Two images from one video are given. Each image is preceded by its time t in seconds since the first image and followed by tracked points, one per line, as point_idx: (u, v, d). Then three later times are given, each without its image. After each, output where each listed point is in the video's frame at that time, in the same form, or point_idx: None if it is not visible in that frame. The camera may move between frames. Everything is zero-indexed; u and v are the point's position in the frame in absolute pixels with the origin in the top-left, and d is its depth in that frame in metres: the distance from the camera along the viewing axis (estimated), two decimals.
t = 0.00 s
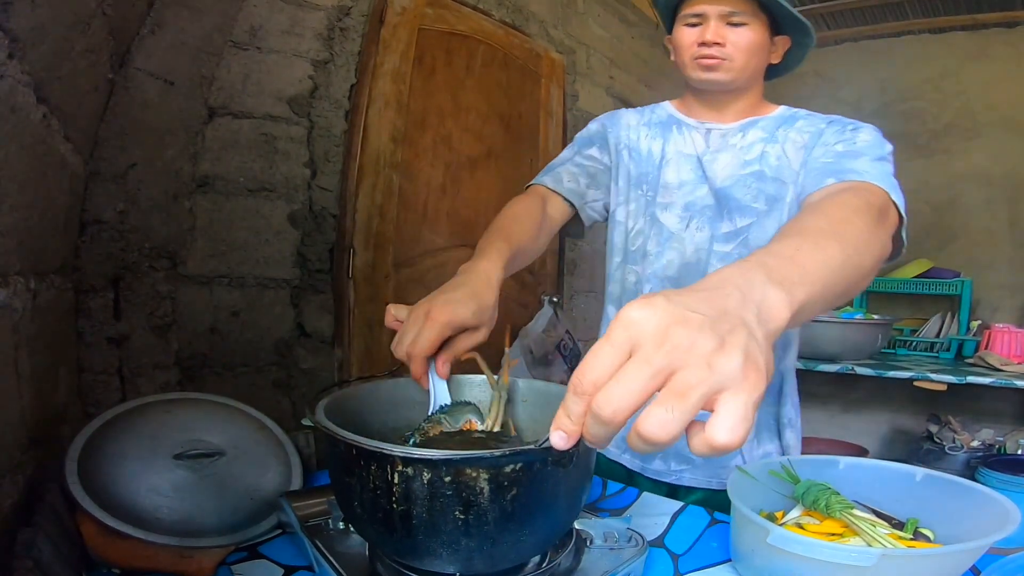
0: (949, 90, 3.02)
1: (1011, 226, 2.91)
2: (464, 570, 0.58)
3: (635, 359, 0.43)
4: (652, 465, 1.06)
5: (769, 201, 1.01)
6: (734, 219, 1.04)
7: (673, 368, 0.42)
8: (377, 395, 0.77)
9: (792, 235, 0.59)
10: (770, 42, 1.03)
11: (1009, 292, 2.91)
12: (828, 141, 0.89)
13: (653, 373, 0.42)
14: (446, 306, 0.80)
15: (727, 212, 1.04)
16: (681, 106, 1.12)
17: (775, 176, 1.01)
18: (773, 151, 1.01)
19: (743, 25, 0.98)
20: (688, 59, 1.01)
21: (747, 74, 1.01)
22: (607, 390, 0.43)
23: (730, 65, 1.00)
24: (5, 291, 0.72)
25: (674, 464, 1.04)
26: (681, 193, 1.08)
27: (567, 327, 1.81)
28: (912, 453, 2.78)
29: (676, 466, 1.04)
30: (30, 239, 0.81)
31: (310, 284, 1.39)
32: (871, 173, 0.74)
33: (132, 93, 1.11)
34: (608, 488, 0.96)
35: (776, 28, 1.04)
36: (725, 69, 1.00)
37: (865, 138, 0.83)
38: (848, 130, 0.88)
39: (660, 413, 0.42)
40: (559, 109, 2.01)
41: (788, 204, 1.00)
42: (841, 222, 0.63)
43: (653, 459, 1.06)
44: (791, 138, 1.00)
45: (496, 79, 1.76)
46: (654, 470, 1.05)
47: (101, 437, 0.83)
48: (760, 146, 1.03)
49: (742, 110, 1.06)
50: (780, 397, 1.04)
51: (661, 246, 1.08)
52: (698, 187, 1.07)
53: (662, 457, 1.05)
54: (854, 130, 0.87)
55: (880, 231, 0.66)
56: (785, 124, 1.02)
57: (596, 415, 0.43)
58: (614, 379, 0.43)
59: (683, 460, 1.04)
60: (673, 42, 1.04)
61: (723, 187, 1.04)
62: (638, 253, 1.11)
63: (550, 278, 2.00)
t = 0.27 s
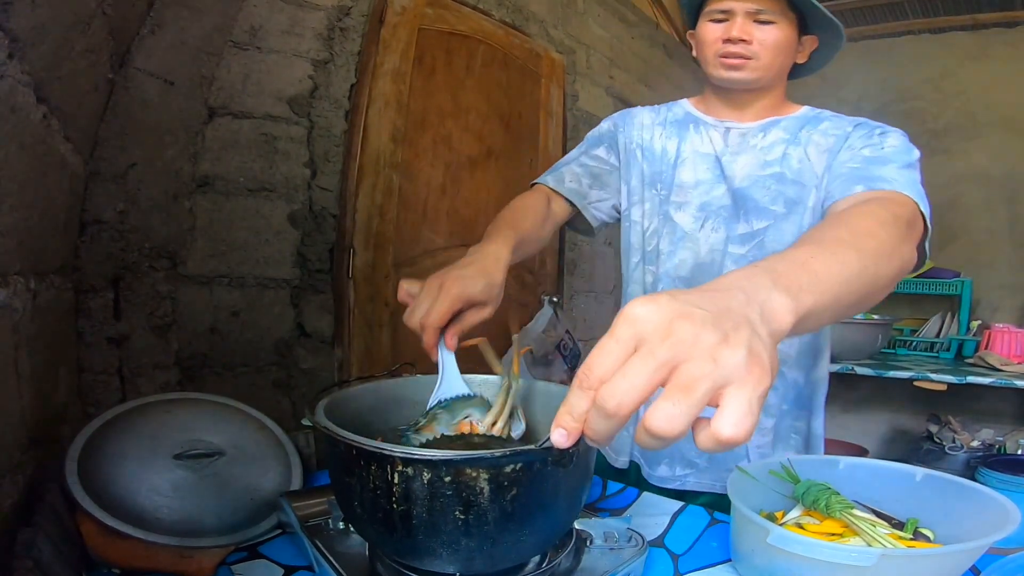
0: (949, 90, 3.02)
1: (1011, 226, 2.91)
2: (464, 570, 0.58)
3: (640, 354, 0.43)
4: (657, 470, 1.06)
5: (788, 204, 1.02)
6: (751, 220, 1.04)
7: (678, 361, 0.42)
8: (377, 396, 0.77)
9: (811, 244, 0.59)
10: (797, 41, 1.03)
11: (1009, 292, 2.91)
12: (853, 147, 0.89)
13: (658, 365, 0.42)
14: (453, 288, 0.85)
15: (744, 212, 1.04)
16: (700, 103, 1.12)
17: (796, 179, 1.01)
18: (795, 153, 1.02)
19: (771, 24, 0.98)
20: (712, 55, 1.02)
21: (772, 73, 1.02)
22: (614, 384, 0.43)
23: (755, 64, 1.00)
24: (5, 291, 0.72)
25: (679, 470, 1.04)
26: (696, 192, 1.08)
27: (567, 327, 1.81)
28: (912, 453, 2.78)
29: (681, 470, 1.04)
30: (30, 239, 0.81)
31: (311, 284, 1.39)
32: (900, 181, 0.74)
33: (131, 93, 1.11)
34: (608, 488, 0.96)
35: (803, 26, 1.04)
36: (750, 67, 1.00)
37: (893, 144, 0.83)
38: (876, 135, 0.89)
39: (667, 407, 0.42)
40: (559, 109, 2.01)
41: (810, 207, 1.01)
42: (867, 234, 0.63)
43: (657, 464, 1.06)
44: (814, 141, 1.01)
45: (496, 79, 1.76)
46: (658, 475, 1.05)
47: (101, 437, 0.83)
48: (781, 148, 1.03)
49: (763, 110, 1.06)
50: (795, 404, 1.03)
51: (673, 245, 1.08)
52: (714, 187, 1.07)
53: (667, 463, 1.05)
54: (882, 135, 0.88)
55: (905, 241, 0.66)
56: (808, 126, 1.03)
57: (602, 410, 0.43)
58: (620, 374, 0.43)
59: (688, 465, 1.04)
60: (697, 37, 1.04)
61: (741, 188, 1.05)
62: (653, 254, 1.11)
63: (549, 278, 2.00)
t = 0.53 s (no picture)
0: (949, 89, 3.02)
1: (1011, 226, 2.91)
2: (464, 570, 0.58)
3: (678, 331, 0.42)
4: (658, 469, 1.07)
5: (796, 206, 1.02)
6: (759, 222, 1.04)
7: (714, 347, 0.42)
8: (377, 395, 0.77)
9: (819, 255, 0.59)
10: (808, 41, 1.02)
11: (1009, 292, 2.91)
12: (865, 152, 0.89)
13: (697, 348, 0.42)
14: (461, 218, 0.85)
15: (751, 214, 1.04)
16: (704, 103, 1.12)
17: (805, 182, 1.01)
18: (805, 156, 1.02)
19: (785, 24, 0.97)
20: (724, 53, 1.01)
21: (783, 73, 1.01)
22: (648, 355, 0.42)
23: (767, 64, 1.00)
24: (5, 290, 0.72)
25: (680, 469, 1.04)
26: (702, 193, 1.07)
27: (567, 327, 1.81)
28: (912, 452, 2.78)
29: (682, 470, 1.04)
30: (30, 238, 0.81)
31: (310, 284, 1.39)
32: (909, 196, 0.74)
33: (131, 92, 1.11)
34: (608, 487, 0.96)
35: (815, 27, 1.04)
36: (761, 67, 1.00)
37: (907, 153, 0.83)
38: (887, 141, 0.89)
39: (701, 393, 0.41)
40: (559, 108, 2.01)
41: (817, 211, 1.00)
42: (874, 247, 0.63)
43: (658, 463, 1.06)
44: (825, 143, 1.00)
45: (496, 78, 1.76)
46: (659, 475, 1.05)
47: (101, 436, 0.83)
48: (792, 150, 1.03)
49: (770, 111, 1.06)
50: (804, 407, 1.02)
51: (678, 246, 1.08)
52: (721, 187, 1.06)
53: (669, 462, 1.05)
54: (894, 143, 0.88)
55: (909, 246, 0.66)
56: (819, 128, 1.02)
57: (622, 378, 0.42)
58: (654, 346, 0.42)
59: (689, 464, 1.05)
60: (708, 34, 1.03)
61: (749, 189, 1.05)
62: (656, 253, 1.11)
63: (549, 277, 2.00)
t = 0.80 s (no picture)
0: (949, 91, 3.02)
1: (1011, 227, 2.91)
2: (464, 571, 0.58)
3: (682, 348, 0.42)
4: (659, 469, 1.07)
5: (785, 213, 1.05)
6: (750, 230, 1.06)
7: (717, 368, 0.42)
8: (377, 396, 0.77)
9: (801, 257, 0.60)
10: (801, 50, 1.06)
11: (1010, 293, 2.91)
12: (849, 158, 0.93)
13: (700, 368, 0.42)
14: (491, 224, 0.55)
15: (742, 222, 1.06)
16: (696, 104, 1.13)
17: (792, 188, 1.04)
18: (791, 161, 1.05)
19: (779, 32, 1.00)
20: (717, 56, 1.04)
21: (773, 80, 1.05)
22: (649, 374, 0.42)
23: (759, 69, 1.02)
24: (5, 291, 0.72)
25: (680, 468, 1.05)
26: (694, 201, 1.09)
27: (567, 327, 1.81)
28: (912, 454, 2.78)
29: (682, 470, 1.05)
30: (30, 239, 0.81)
31: (310, 284, 1.39)
32: (881, 196, 0.78)
33: (132, 93, 1.11)
34: (608, 489, 0.96)
35: (806, 37, 1.07)
36: (753, 72, 1.03)
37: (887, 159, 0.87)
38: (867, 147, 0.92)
39: (699, 411, 0.42)
40: (559, 109, 2.01)
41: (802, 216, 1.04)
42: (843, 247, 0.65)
43: (660, 463, 1.06)
44: (810, 149, 1.04)
45: (496, 79, 1.76)
46: (660, 475, 1.05)
47: (101, 437, 0.83)
48: (779, 156, 1.06)
49: (761, 116, 1.09)
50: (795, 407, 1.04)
51: (673, 252, 1.09)
52: (712, 195, 1.08)
53: (669, 462, 1.06)
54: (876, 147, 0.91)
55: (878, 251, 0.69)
56: (803, 134, 1.05)
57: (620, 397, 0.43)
58: (654, 364, 0.42)
59: (689, 464, 1.05)
60: (703, 38, 1.06)
61: (741, 198, 1.07)
62: (651, 257, 1.10)
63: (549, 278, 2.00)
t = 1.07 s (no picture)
0: (949, 91, 3.02)
1: (1011, 227, 2.91)
2: (464, 571, 0.58)
3: (681, 360, 0.43)
4: (659, 466, 1.09)
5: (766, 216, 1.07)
6: (733, 234, 1.08)
7: (715, 379, 0.43)
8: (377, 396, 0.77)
9: (777, 255, 0.63)
10: (776, 53, 1.06)
11: (1009, 293, 2.91)
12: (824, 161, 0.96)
13: (696, 379, 0.43)
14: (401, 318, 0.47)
15: (726, 226, 1.08)
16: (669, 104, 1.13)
17: (772, 190, 1.06)
18: (770, 164, 1.07)
19: (757, 34, 1.01)
20: (696, 57, 1.04)
21: (749, 82, 1.05)
22: (649, 385, 0.43)
23: (736, 71, 1.03)
24: (5, 291, 0.72)
25: (683, 466, 1.08)
26: (678, 206, 1.09)
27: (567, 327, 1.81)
28: (912, 454, 2.78)
29: (684, 466, 1.09)
30: (30, 239, 0.81)
31: (310, 284, 1.39)
32: (847, 193, 0.81)
33: (132, 93, 1.11)
34: (608, 488, 0.96)
35: (782, 40, 1.09)
36: (730, 74, 1.03)
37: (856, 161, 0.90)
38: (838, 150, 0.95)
39: (702, 423, 0.43)
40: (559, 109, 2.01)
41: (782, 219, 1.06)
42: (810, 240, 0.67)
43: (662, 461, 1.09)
44: (786, 152, 1.06)
45: (496, 79, 1.76)
46: (664, 472, 1.08)
47: (101, 437, 0.83)
48: (757, 159, 1.08)
49: (735, 118, 1.10)
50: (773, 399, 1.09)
51: (660, 258, 1.10)
52: (696, 199, 1.09)
53: (671, 460, 1.09)
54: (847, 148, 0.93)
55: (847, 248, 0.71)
56: (778, 137, 1.08)
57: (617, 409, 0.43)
58: (654, 377, 0.43)
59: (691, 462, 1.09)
60: (680, 39, 1.06)
61: (724, 201, 1.08)
62: (640, 264, 1.10)
63: (549, 278, 2.00)
